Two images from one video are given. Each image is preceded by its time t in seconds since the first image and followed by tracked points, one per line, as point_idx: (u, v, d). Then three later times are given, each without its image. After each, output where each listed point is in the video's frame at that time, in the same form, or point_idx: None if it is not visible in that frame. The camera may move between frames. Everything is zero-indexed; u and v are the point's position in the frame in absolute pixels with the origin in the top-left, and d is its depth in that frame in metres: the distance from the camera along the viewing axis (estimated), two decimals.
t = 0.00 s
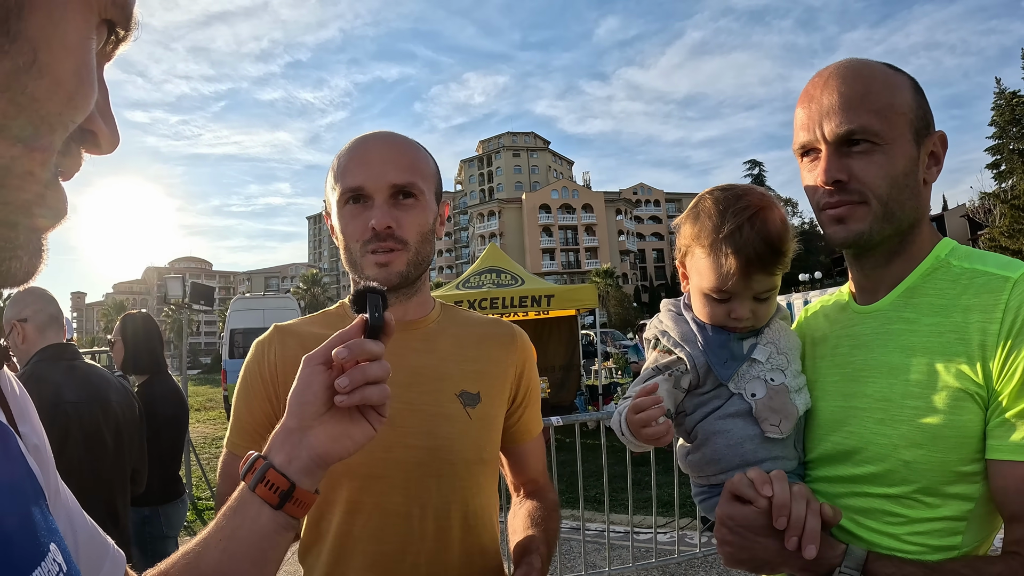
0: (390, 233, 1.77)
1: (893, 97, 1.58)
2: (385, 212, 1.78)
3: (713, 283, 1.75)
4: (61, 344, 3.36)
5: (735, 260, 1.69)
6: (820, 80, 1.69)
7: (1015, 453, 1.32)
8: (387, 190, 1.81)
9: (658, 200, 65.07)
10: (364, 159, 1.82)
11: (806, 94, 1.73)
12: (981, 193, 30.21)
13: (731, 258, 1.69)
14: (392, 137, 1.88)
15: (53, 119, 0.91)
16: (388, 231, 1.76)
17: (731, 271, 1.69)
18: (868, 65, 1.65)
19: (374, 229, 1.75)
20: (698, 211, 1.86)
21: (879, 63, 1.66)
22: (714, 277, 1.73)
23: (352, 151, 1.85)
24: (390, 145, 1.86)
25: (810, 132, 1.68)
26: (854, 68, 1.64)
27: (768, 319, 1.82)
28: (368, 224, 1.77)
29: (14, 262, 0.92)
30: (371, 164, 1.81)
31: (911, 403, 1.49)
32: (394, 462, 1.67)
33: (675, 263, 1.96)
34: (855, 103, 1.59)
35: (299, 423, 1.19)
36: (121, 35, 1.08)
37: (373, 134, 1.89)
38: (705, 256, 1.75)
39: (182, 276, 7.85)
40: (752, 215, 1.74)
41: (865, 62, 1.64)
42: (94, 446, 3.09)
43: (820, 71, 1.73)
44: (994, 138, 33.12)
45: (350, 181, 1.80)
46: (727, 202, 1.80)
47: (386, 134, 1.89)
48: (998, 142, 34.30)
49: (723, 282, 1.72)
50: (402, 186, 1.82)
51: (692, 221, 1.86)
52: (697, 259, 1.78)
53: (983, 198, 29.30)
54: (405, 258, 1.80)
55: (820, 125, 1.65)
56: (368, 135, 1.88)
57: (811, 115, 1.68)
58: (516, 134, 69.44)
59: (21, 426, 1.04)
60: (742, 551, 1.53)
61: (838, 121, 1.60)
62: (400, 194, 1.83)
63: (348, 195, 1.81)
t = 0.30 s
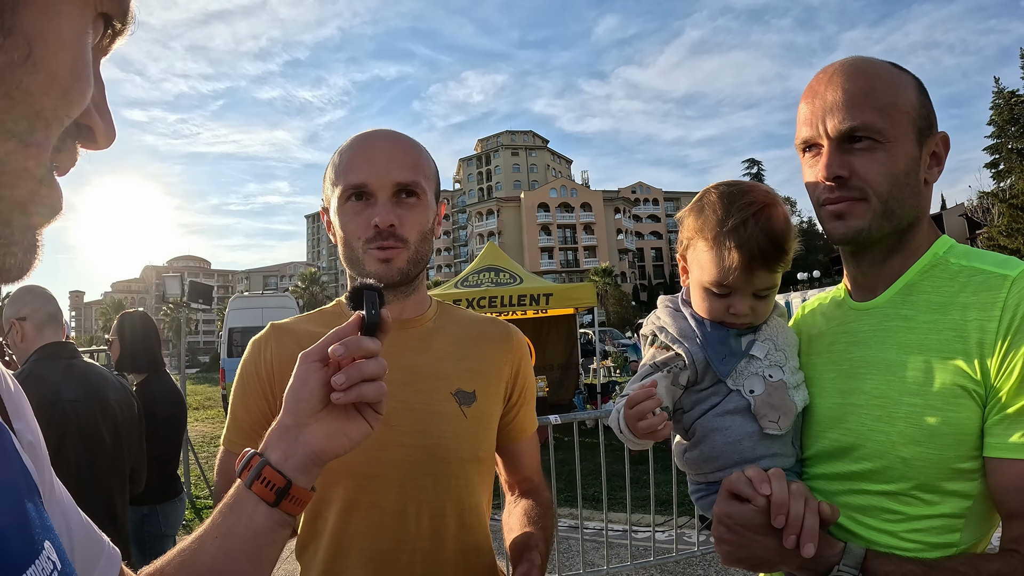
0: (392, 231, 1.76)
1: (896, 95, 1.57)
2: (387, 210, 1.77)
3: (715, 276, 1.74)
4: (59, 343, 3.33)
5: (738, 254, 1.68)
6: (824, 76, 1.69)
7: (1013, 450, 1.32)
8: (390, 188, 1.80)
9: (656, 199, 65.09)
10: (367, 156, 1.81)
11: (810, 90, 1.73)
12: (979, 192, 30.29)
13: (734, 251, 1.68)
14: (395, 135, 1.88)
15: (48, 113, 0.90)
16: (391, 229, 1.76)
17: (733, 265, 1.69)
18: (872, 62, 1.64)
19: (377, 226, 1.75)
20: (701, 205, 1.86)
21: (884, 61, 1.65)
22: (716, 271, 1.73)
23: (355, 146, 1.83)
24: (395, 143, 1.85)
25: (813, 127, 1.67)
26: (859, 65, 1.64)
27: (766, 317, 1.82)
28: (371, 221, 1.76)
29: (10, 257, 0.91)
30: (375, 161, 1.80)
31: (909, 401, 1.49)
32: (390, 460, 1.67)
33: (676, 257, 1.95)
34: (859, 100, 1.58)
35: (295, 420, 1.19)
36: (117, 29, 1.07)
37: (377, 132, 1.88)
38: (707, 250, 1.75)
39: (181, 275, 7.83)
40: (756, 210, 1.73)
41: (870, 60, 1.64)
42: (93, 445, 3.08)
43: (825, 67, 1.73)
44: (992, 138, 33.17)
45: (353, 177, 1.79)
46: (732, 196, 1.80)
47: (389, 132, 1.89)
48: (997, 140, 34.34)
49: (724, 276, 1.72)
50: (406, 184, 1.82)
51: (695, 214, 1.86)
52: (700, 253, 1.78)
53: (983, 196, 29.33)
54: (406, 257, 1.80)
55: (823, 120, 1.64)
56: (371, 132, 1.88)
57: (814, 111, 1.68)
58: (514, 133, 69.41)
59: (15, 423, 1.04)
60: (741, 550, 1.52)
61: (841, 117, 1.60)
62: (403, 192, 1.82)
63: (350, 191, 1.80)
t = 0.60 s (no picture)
0: (398, 228, 1.77)
1: (896, 96, 1.58)
2: (393, 207, 1.78)
3: (707, 277, 1.75)
4: (56, 342, 3.33)
5: (730, 255, 1.69)
6: (826, 76, 1.70)
7: (1007, 447, 1.33)
8: (396, 185, 1.81)
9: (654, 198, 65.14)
10: (374, 153, 1.82)
11: (811, 89, 1.73)
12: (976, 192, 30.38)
13: (725, 252, 1.69)
14: (401, 135, 1.89)
15: (48, 112, 0.90)
16: (396, 226, 1.76)
17: (725, 265, 1.70)
18: (874, 64, 1.65)
19: (382, 222, 1.75)
20: (692, 207, 1.87)
21: (885, 64, 1.66)
22: (708, 272, 1.74)
23: (363, 143, 1.84)
24: (400, 142, 1.86)
25: (813, 126, 1.68)
26: (861, 66, 1.65)
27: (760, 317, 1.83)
28: (376, 218, 1.76)
29: (10, 256, 0.92)
30: (382, 159, 1.81)
31: (904, 399, 1.50)
32: (389, 460, 1.68)
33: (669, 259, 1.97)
34: (859, 101, 1.59)
35: (296, 418, 1.19)
36: (117, 29, 1.08)
37: (382, 131, 1.89)
38: (700, 251, 1.76)
39: (178, 274, 7.83)
40: (747, 210, 1.75)
41: (871, 61, 1.65)
42: (91, 444, 3.08)
43: (827, 68, 1.74)
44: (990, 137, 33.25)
45: (359, 173, 1.79)
46: (723, 198, 1.81)
47: (394, 131, 1.90)
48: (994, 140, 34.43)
49: (717, 276, 1.73)
50: (411, 183, 1.83)
51: (687, 217, 1.87)
52: (692, 254, 1.79)
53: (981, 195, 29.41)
54: (410, 254, 1.80)
55: (823, 119, 1.65)
56: (377, 131, 1.88)
57: (815, 109, 1.68)
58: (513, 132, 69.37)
59: (15, 421, 1.04)
60: (736, 549, 1.53)
61: (841, 116, 1.61)
62: (408, 191, 1.83)
63: (355, 187, 1.80)
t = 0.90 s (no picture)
0: (402, 227, 1.76)
1: (902, 94, 1.58)
2: (398, 205, 1.77)
3: (713, 277, 1.75)
4: (53, 342, 3.32)
5: (737, 255, 1.69)
6: (830, 74, 1.69)
7: (1010, 445, 1.33)
8: (400, 183, 1.80)
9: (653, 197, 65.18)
10: (377, 151, 1.81)
11: (815, 86, 1.72)
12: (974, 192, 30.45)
13: (732, 253, 1.69)
14: (404, 132, 1.88)
15: (47, 108, 0.89)
16: (401, 225, 1.75)
17: (732, 266, 1.69)
18: (878, 62, 1.65)
19: (387, 221, 1.74)
20: (698, 205, 1.87)
21: (889, 62, 1.66)
22: (714, 271, 1.73)
23: (365, 141, 1.83)
24: (404, 140, 1.85)
25: (818, 123, 1.67)
26: (865, 64, 1.64)
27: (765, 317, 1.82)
28: (381, 216, 1.75)
29: (9, 255, 0.91)
30: (386, 157, 1.80)
31: (907, 398, 1.50)
32: (392, 459, 1.67)
33: (674, 257, 1.96)
34: (865, 98, 1.59)
35: (300, 418, 1.19)
36: (118, 25, 1.07)
37: (385, 128, 1.87)
38: (706, 250, 1.75)
39: (177, 273, 7.81)
40: (754, 210, 1.74)
41: (874, 59, 1.64)
42: (88, 443, 3.07)
43: (830, 65, 1.73)
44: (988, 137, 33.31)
45: (364, 171, 1.78)
46: (729, 196, 1.81)
47: (398, 128, 1.88)
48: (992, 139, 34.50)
49: (723, 276, 1.72)
50: (415, 181, 1.83)
51: (693, 215, 1.86)
52: (698, 253, 1.79)
53: (978, 195, 29.48)
54: (415, 254, 1.79)
55: (829, 116, 1.64)
56: (380, 128, 1.87)
57: (819, 106, 1.68)
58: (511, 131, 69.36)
59: (15, 422, 1.03)
60: (742, 548, 1.50)
61: (847, 113, 1.60)
62: (412, 189, 1.83)
63: (358, 186, 1.79)
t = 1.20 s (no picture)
0: (405, 226, 1.76)
1: (901, 94, 1.59)
2: (401, 204, 1.77)
3: (720, 276, 1.75)
4: (53, 341, 3.32)
5: (745, 256, 1.70)
6: (830, 73, 1.70)
7: (1007, 444, 1.34)
8: (404, 182, 1.81)
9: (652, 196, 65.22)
10: (381, 148, 1.81)
11: (815, 85, 1.73)
12: (972, 191, 30.51)
13: (742, 253, 1.69)
14: (407, 131, 1.89)
15: (52, 105, 0.90)
16: (404, 224, 1.76)
17: (740, 266, 1.70)
18: (877, 63, 1.66)
19: (391, 219, 1.75)
20: (709, 204, 1.87)
21: (887, 63, 1.67)
22: (722, 270, 1.74)
23: (369, 137, 1.83)
24: (407, 138, 1.86)
25: (817, 122, 1.68)
26: (864, 65, 1.65)
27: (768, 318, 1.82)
28: (384, 214, 1.76)
29: (15, 253, 0.92)
30: (390, 154, 1.80)
31: (906, 397, 1.51)
32: (393, 460, 1.68)
33: (680, 253, 1.97)
34: (864, 97, 1.59)
35: (306, 414, 1.19)
36: (123, 23, 1.07)
37: (389, 126, 1.88)
38: (715, 249, 1.76)
39: (176, 272, 7.81)
40: (764, 211, 1.75)
41: (873, 59, 1.65)
42: (88, 442, 3.07)
43: (829, 65, 1.74)
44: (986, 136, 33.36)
45: (368, 168, 1.79)
46: (740, 196, 1.81)
47: (401, 127, 1.89)
48: (991, 139, 34.56)
49: (731, 276, 1.73)
50: (419, 180, 1.84)
51: (703, 213, 1.87)
52: (706, 252, 1.79)
53: (976, 194, 29.54)
54: (416, 253, 1.80)
55: (827, 116, 1.65)
56: (384, 126, 1.88)
57: (818, 106, 1.68)
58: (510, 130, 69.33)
59: (23, 418, 1.04)
60: (742, 545, 1.52)
61: (846, 113, 1.61)
62: (415, 188, 1.84)
63: (363, 182, 1.79)
